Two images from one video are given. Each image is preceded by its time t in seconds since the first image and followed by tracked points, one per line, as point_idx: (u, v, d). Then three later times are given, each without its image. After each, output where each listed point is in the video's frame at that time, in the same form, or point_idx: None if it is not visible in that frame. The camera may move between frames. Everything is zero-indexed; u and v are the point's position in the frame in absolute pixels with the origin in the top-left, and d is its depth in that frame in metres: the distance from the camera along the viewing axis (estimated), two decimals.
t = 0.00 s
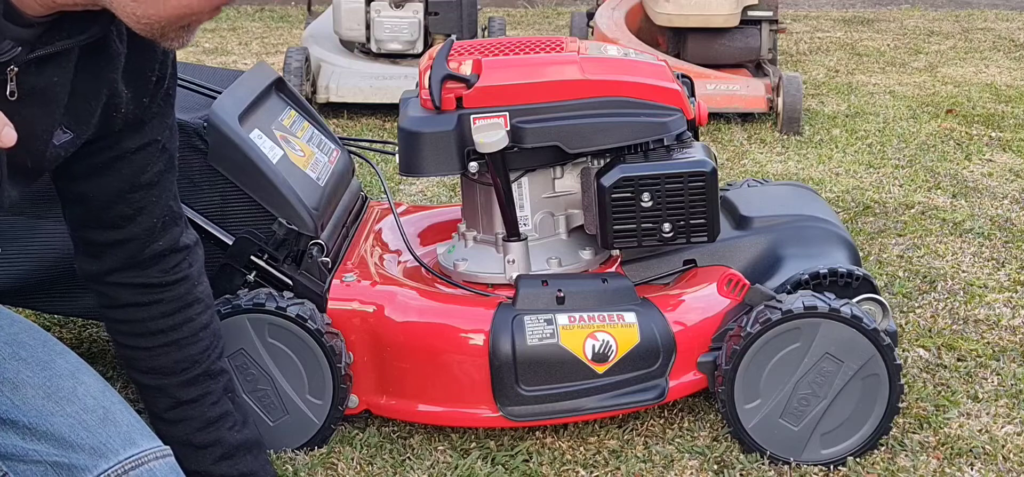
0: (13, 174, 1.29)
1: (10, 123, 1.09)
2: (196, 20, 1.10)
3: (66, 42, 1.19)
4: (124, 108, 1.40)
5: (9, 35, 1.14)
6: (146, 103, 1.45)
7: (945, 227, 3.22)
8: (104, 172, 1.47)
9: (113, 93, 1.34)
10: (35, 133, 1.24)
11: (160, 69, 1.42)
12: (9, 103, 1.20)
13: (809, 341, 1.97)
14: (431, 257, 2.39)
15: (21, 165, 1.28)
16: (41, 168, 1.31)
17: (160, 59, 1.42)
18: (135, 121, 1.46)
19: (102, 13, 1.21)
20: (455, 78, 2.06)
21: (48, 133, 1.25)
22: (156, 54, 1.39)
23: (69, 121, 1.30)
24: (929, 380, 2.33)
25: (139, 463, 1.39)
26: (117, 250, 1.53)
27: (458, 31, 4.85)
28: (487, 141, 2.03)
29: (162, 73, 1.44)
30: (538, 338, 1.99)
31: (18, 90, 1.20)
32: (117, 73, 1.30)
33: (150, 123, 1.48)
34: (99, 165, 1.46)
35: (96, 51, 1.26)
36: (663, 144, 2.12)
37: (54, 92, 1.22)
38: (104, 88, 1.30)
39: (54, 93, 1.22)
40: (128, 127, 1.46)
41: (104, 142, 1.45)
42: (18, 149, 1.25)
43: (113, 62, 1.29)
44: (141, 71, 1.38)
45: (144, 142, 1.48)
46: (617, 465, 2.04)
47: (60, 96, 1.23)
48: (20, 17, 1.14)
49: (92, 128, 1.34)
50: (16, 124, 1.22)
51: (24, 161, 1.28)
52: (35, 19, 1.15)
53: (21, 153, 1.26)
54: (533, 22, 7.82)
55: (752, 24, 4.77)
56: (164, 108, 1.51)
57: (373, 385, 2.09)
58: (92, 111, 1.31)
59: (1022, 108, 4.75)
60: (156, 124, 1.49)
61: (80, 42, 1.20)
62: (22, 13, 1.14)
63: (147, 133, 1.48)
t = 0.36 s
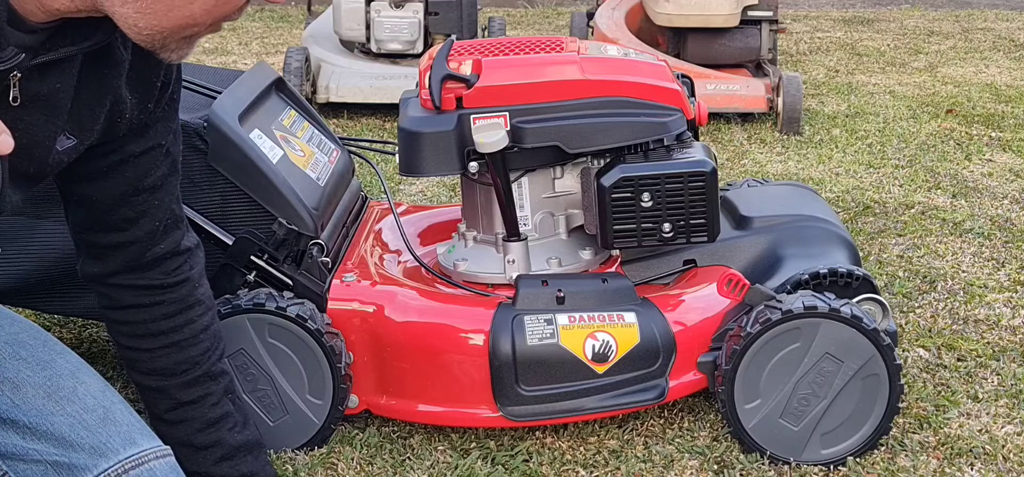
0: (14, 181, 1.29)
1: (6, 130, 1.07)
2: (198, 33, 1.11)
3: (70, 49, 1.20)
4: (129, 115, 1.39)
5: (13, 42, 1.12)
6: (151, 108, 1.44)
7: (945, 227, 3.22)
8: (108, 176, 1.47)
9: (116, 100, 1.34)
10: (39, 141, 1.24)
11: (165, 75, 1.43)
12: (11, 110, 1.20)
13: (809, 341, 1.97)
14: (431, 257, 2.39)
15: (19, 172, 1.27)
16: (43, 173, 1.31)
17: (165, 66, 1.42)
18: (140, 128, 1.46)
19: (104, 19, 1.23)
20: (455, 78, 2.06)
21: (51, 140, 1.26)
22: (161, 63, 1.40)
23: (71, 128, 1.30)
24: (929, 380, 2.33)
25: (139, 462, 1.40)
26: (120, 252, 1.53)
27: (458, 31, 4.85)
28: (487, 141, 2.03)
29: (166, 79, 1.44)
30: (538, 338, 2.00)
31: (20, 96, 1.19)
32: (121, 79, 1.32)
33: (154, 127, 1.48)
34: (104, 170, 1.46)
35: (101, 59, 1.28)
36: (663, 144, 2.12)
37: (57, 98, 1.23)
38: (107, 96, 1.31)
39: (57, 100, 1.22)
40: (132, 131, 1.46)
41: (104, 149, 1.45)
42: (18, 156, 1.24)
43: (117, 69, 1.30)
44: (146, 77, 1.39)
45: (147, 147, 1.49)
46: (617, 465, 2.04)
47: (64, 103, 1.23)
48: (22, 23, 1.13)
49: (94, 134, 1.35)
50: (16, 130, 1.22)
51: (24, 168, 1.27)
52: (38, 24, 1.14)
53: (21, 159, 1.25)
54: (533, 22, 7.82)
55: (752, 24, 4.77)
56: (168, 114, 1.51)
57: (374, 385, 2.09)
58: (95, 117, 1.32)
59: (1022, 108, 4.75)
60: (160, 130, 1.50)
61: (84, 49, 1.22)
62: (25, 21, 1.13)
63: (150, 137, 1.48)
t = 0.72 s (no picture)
0: (15, 183, 1.30)
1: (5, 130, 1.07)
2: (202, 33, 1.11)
3: (70, 51, 1.19)
4: (129, 116, 1.39)
5: (14, 43, 1.12)
6: (150, 110, 1.44)
7: (945, 227, 3.22)
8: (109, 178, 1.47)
9: (116, 101, 1.34)
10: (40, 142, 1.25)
11: (166, 78, 1.42)
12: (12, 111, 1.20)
13: (809, 341, 1.97)
14: (431, 257, 2.39)
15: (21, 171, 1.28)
16: (43, 174, 1.31)
17: (166, 70, 1.41)
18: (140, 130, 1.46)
19: (108, 21, 1.21)
20: (455, 78, 2.06)
21: (51, 141, 1.26)
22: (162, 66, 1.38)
23: (72, 129, 1.30)
24: (929, 380, 2.33)
25: (139, 462, 1.40)
26: (119, 253, 1.53)
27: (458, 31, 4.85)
28: (487, 141, 2.03)
29: (166, 82, 1.44)
30: (538, 338, 1.99)
31: (22, 97, 1.19)
32: (121, 81, 1.31)
33: (154, 129, 1.48)
34: (102, 172, 1.46)
35: (102, 61, 1.28)
36: (663, 144, 2.12)
37: (57, 99, 1.23)
38: (108, 97, 1.31)
39: (56, 101, 1.23)
40: (132, 133, 1.45)
41: (103, 151, 1.45)
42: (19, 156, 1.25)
43: (117, 71, 1.29)
44: (146, 80, 1.38)
45: (146, 149, 1.48)
46: (617, 465, 2.04)
47: (63, 104, 1.24)
48: (23, 23, 1.12)
49: (95, 135, 1.35)
50: (16, 129, 1.22)
51: (24, 167, 1.28)
52: (39, 26, 1.13)
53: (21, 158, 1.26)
54: (533, 22, 7.82)
55: (752, 24, 4.77)
56: (168, 116, 1.50)
57: (373, 385, 2.09)
58: (95, 119, 1.32)
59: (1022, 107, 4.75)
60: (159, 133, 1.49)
61: (84, 50, 1.21)
62: (27, 21, 1.12)
63: (151, 139, 1.48)
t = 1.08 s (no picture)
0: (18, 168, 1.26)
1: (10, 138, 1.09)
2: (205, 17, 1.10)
3: (66, 24, 1.20)
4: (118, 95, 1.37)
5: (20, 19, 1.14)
6: (138, 93, 1.43)
7: (945, 227, 3.23)
8: (101, 168, 1.42)
9: (108, 79, 1.32)
10: (38, 122, 1.23)
11: (152, 57, 1.42)
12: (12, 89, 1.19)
13: (809, 341, 1.97)
14: (431, 257, 2.39)
15: (25, 156, 1.25)
16: (45, 158, 1.28)
17: (151, 48, 1.42)
18: (125, 112, 1.43)
19: None
20: (455, 78, 2.06)
21: (49, 118, 1.25)
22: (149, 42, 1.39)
23: (69, 107, 1.28)
24: (929, 380, 2.33)
25: (139, 463, 1.40)
26: (114, 249, 1.48)
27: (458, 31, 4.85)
28: (487, 141, 2.03)
29: (153, 64, 1.44)
30: (538, 338, 2.00)
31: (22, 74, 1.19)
32: (114, 56, 1.30)
33: (140, 116, 1.46)
34: (94, 162, 1.42)
35: (92, 35, 1.26)
36: (663, 144, 2.12)
37: (54, 74, 1.22)
38: (101, 73, 1.29)
39: (51, 79, 1.22)
40: (120, 120, 1.43)
41: (94, 136, 1.40)
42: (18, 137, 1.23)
43: (110, 46, 1.28)
44: (134, 58, 1.38)
45: (134, 135, 1.45)
46: (617, 465, 2.04)
47: (58, 80, 1.23)
48: None
49: (89, 112, 1.32)
50: (14, 111, 1.21)
51: (27, 151, 1.25)
52: None
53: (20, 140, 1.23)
54: (533, 22, 7.82)
55: (752, 24, 4.77)
56: (153, 102, 1.49)
57: (374, 385, 2.09)
58: (91, 97, 1.29)
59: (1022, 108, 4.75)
60: (144, 117, 1.47)
61: (76, 22, 1.21)
62: None
63: (138, 126, 1.46)
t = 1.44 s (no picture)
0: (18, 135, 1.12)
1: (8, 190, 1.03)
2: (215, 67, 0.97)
3: None
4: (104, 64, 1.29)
5: None
6: (122, 62, 1.34)
7: (945, 227, 3.23)
8: (92, 148, 1.32)
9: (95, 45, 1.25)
10: (39, 83, 1.13)
11: (134, 25, 1.34)
12: (9, 46, 1.09)
13: (809, 341, 1.97)
14: (431, 257, 2.39)
15: (29, 120, 1.13)
16: (45, 127, 1.15)
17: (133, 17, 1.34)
18: (109, 85, 1.33)
19: None
20: (455, 78, 2.06)
21: (49, 82, 1.14)
22: (131, 11, 1.33)
23: (62, 70, 1.18)
24: (929, 380, 2.33)
25: (137, 464, 1.40)
26: (112, 236, 1.38)
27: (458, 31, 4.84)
28: (487, 141, 2.03)
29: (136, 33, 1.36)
30: (538, 338, 1.99)
31: (18, 31, 1.10)
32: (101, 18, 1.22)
33: (127, 89, 1.35)
34: (83, 141, 1.31)
35: None
36: (663, 144, 2.12)
37: (50, 33, 1.13)
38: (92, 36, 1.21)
39: (48, 36, 1.13)
40: (104, 93, 1.33)
41: (82, 112, 1.30)
42: (18, 102, 1.11)
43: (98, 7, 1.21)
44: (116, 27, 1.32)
45: (123, 111, 1.35)
46: (617, 465, 2.04)
47: (54, 38, 1.13)
48: None
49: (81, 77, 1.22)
50: (9, 73, 1.10)
51: (28, 115, 1.12)
52: None
53: (21, 104, 1.11)
54: (533, 22, 7.82)
55: (752, 24, 4.77)
56: (141, 79, 1.39)
57: (374, 385, 2.09)
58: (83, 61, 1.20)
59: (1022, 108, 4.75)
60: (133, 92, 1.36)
61: None
62: None
63: (125, 100, 1.35)
